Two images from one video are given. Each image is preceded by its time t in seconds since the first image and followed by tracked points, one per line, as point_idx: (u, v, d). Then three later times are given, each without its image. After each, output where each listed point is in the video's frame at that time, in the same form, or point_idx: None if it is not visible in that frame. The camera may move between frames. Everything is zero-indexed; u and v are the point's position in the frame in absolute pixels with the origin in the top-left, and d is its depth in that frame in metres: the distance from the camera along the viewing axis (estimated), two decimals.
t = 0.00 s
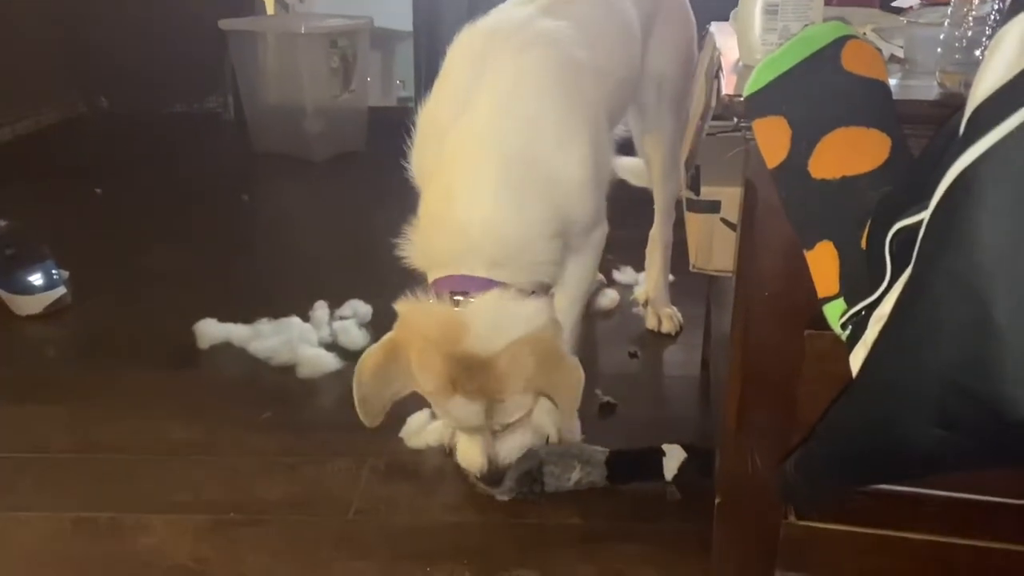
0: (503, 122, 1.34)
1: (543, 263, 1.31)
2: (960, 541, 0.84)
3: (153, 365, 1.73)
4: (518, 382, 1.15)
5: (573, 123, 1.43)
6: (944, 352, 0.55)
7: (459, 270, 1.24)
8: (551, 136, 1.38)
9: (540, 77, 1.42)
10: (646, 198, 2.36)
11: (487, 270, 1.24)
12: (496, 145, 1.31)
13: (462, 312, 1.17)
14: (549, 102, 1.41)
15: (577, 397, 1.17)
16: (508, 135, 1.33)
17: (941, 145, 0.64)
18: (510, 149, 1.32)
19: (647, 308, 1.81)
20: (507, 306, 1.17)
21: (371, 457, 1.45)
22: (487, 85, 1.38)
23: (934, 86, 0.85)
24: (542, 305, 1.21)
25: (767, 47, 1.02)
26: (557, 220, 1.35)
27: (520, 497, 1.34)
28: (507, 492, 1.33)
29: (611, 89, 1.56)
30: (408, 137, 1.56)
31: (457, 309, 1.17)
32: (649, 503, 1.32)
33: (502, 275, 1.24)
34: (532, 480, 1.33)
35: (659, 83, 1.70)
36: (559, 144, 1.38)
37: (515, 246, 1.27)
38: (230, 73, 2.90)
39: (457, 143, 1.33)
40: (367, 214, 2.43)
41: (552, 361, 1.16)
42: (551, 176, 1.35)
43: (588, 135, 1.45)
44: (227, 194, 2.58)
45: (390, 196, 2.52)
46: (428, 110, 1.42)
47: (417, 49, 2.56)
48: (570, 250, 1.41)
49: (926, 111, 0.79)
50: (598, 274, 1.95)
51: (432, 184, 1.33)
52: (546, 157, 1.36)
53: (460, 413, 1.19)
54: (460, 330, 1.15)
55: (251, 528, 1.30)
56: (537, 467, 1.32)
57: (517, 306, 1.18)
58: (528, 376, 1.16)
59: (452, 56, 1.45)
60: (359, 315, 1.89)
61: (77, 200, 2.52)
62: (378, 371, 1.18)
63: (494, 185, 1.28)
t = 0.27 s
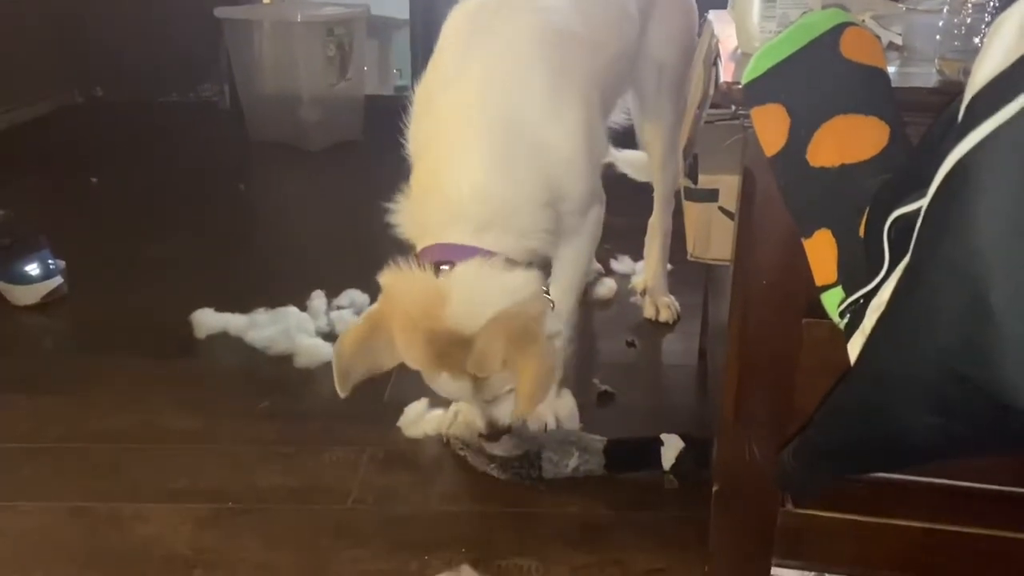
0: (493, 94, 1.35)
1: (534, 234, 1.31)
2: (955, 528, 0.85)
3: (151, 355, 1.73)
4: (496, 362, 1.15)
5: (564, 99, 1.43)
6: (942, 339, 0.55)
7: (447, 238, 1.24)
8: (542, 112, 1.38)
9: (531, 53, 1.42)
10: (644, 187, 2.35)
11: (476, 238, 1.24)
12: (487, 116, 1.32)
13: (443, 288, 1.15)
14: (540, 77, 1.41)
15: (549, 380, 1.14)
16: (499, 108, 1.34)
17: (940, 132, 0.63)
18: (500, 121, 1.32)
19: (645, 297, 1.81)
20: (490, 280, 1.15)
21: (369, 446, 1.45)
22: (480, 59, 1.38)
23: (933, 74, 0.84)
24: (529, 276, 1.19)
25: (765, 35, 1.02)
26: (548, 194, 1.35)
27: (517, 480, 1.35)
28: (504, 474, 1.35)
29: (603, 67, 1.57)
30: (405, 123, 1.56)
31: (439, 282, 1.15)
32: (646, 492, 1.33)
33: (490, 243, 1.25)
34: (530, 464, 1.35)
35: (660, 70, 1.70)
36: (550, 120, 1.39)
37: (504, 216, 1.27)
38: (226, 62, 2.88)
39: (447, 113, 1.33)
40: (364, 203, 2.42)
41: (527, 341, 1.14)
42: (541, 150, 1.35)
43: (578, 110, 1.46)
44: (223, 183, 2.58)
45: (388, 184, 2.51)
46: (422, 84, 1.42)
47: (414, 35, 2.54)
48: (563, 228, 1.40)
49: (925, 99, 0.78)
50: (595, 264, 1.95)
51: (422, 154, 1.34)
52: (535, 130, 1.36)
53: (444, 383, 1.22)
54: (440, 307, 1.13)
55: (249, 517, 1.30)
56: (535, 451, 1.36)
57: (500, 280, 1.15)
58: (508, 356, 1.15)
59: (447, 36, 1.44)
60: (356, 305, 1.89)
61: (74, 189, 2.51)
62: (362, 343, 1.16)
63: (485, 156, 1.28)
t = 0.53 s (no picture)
0: (487, 86, 1.35)
1: (533, 224, 1.31)
2: (947, 517, 0.85)
3: (147, 346, 1.73)
4: (495, 341, 1.14)
5: (558, 90, 1.43)
6: (936, 330, 0.55)
7: (448, 228, 1.24)
8: (537, 103, 1.38)
9: (526, 45, 1.42)
10: (641, 177, 2.35)
11: (475, 229, 1.24)
12: (482, 108, 1.32)
13: (444, 269, 1.17)
14: (535, 68, 1.41)
15: (552, 351, 1.16)
16: (495, 99, 1.34)
17: (933, 123, 0.62)
18: (496, 112, 1.33)
19: (641, 288, 1.81)
20: (491, 262, 1.17)
21: (365, 437, 1.45)
22: (475, 51, 1.38)
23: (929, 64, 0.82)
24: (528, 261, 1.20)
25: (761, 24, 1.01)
26: (546, 184, 1.35)
27: (513, 474, 1.35)
28: (502, 468, 1.34)
29: (597, 58, 1.57)
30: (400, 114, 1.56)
31: (439, 266, 1.18)
32: (642, 483, 1.33)
33: (492, 232, 1.24)
34: (527, 457, 1.34)
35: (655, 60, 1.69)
36: (545, 112, 1.39)
37: (503, 206, 1.27)
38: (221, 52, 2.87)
39: (443, 106, 1.33)
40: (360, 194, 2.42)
41: (530, 316, 1.15)
42: (536, 141, 1.35)
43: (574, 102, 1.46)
44: (220, 174, 2.58)
45: (384, 175, 2.51)
46: (417, 79, 1.43)
47: (410, 24, 2.53)
48: (562, 218, 1.40)
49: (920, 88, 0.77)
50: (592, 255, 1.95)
51: (419, 147, 1.34)
52: (531, 121, 1.36)
53: (441, 371, 1.19)
54: (440, 285, 1.16)
55: (246, 507, 1.30)
56: (531, 444, 1.35)
57: (501, 261, 1.17)
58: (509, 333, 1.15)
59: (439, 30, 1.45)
60: (353, 296, 1.89)
61: (70, 181, 2.51)
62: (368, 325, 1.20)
63: (482, 147, 1.29)
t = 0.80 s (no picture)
0: (484, 79, 1.34)
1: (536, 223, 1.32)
2: (944, 511, 0.85)
3: (144, 340, 1.72)
4: (514, 340, 1.21)
5: (555, 87, 1.44)
6: (932, 324, 0.56)
7: (450, 233, 1.25)
8: (534, 101, 1.38)
9: (521, 40, 1.41)
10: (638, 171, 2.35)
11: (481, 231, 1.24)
12: (481, 106, 1.31)
13: (460, 275, 1.20)
14: (531, 60, 1.41)
15: (574, 346, 1.24)
16: (493, 97, 1.33)
17: (930, 118, 0.62)
18: (495, 112, 1.32)
19: (639, 281, 1.82)
20: (504, 264, 1.21)
21: (363, 430, 1.45)
22: (471, 48, 1.36)
23: (926, 58, 0.81)
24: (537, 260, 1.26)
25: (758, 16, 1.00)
26: (546, 182, 1.35)
27: (511, 469, 1.34)
28: (501, 463, 1.34)
29: (592, 53, 1.56)
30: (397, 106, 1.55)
31: (454, 272, 1.20)
32: (639, 476, 1.33)
33: (497, 234, 1.25)
34: (525, 452, 1.35)
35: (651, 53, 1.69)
36: (543, 109, 1.39)
37: (507, 208, 1.27)
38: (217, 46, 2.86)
39: (441, 105, 1.32)
40: (357, 187, 2.42)
41: (549, 316, 1.22)
42: (536, 140, 1.36)
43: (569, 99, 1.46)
44: (217, 168, 2.57)
45: (382, 168, 2.51)
46: (411, 76, 1.41)
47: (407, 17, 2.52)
48: (562, 215, 1.41)
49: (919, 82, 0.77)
50: (589, 248, 1.95)
51: (418, 148, 1.33)
52: (530, 119, 1.36)
53: (459, 374, 1.23)
54: (457, 290, 1.19)
55: (243, 501, 1.31)
56: (529, 439, 1.35)
57: (513, 262, 1.22)
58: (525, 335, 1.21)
59: (431, 21, 1.43)
60: (350, 290, 1.89)
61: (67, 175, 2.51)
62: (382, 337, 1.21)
63: (483, 148, 1.28)
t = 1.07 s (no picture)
0: (480, 62, 1.32)
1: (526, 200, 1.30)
2: (941, 505, 0.86)
3: (141, 334, 1.72)
4: (487, 322, 1.16)
5: (550, 71, 1.43)
6: (929, 316, 0.55)
7: (441, 199, 1.22)
8: (528, 80, 1.37)
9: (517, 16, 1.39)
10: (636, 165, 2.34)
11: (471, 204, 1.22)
12: (475, 83, 1.30)
13: (437, 246, 1.17)
14: (526, 44, 1.40)
15: (545, 332, 1.17)
16: (487, 74, 1.31)
17: (929, 112, 0.62)
18: (489, 89, 1.31)
19: (637, 276, 1.81)
20: (484, 240, 1.18)
21: (360, 425, 1.45)
22: (466, 22, 1.34)
23: (924, 51, 0.81)
24: (521, 237, 1.21)
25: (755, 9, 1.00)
26: (536, 161, 1.34)
27: (506, 456, 1.35)
28: (495, 450, 1.35)
29: (587, 40, 1.56)
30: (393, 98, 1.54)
31: (432, 242, 1.17)
32: (636, 470, 1.33)
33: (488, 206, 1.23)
34: (521, 441, 1.35)
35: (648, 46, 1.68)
36: (536, 90, 1.38)
37: (499, 186, 1.26)
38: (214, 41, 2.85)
39: (435, 79, 1.30)
40: (354, 181, 2.41)
41: (524, 298, 1.17)
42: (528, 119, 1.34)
43: (563, 80, 1.45)
44: (214, 162, 2.57)
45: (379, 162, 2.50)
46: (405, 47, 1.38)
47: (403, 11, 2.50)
48: (553, 197, 1.40)
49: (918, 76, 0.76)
50: (586, 243, 1.95)
51: (409, 120, 1.31)
52: (522, 98, 1.35)
53: (435, 346, 1.22)
54: (433, 262, 1.16)
55: (240, 495, 1.30)
56: (526, 429, 1.35)
57: (494, 240, 1.18)
58: (500, 315, 1.17)
59: None
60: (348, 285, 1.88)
61: (63, 169, 2.51)
62: (355, 299, 1.20)
63: (476, 125, 1.27)
